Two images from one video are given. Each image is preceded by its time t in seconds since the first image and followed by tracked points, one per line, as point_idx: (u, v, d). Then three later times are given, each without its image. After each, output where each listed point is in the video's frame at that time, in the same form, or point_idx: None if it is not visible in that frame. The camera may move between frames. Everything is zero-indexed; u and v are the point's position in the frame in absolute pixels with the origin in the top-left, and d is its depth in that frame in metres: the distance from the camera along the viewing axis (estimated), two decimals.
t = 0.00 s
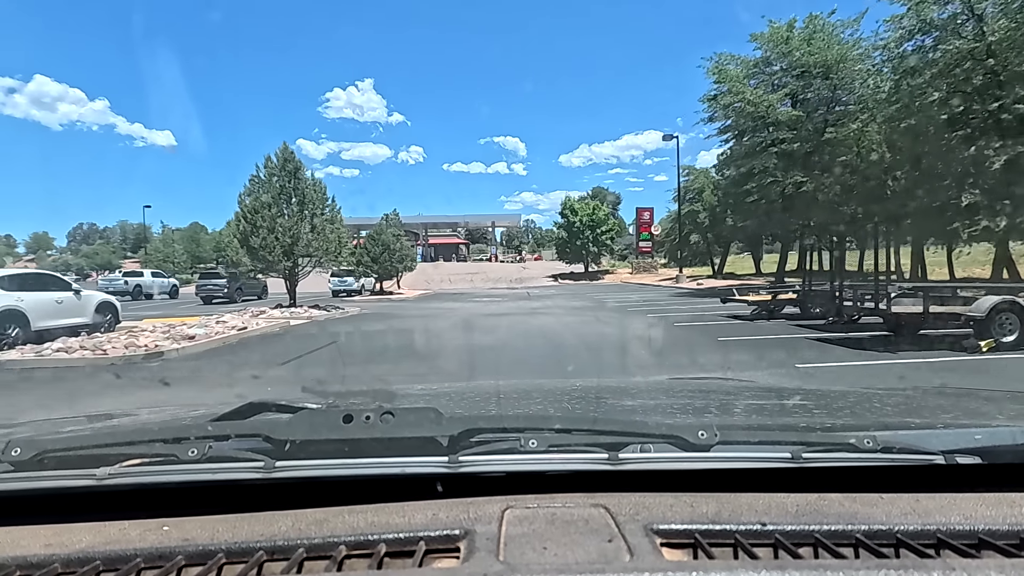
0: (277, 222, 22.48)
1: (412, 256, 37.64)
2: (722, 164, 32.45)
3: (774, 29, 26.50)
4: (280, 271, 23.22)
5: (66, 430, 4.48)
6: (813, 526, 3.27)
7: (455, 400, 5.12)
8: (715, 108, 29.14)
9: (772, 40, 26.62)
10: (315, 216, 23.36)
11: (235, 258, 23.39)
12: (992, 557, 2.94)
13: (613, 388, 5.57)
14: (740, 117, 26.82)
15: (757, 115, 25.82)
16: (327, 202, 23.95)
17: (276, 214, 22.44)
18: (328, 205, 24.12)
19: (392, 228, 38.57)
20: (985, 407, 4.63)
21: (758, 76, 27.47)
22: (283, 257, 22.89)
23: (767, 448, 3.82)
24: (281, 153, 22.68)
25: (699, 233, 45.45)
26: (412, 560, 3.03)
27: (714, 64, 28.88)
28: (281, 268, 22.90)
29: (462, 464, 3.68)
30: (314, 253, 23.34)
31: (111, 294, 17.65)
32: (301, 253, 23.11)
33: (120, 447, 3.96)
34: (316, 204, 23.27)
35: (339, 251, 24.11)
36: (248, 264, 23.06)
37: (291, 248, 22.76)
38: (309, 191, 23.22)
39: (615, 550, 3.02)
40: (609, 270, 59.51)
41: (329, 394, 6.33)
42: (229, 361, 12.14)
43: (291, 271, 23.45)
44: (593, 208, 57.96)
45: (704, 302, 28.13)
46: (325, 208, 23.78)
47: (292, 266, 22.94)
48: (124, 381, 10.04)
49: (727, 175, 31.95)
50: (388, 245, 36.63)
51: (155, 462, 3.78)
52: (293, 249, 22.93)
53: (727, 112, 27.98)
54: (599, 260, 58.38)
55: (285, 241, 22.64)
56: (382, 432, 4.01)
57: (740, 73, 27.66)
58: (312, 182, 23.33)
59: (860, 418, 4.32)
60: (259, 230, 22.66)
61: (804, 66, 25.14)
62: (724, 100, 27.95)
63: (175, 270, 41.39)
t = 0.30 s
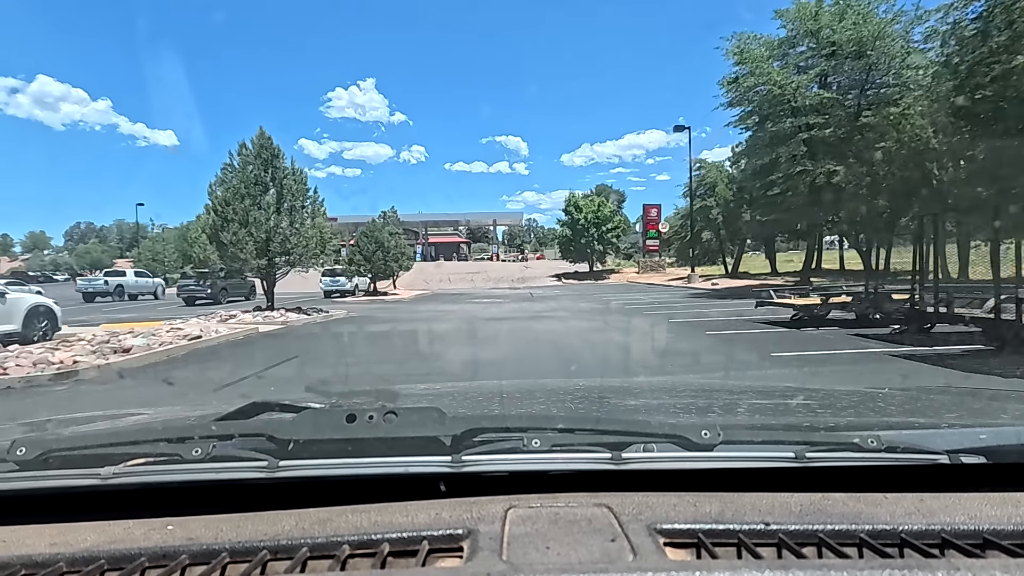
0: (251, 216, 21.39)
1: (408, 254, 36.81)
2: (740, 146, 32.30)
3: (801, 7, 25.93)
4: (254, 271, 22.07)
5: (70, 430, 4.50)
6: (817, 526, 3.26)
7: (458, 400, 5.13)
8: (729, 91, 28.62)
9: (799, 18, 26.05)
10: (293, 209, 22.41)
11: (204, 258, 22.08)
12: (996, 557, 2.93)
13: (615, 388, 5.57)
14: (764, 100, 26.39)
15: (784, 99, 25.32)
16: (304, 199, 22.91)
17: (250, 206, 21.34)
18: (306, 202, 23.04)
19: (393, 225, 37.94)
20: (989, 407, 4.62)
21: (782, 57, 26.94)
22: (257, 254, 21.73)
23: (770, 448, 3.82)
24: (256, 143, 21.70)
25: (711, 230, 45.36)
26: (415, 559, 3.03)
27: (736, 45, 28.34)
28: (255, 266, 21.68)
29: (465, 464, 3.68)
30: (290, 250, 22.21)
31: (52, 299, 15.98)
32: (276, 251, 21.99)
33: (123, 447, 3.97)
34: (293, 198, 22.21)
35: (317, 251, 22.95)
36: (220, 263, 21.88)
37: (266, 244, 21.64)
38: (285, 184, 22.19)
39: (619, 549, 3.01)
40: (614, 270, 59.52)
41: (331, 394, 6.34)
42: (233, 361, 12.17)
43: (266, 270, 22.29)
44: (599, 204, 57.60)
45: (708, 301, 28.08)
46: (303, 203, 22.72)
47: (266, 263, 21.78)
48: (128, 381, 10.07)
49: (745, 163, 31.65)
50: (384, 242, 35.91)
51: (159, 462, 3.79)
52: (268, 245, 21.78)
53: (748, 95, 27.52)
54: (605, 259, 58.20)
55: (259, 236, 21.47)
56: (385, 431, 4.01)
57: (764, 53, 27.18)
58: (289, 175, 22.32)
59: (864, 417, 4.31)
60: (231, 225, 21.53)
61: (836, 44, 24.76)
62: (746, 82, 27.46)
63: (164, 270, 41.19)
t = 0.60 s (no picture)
0: (216, 207, 19.71)
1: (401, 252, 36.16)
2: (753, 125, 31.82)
3: None
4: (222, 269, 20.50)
5: (73, 429, 4.50)
6: (819, 523, 3.26)
7: (461, 398, 5.14)
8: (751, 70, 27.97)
9: None
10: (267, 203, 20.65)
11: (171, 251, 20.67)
12: (998, 553, 2.93)
13: (618, 386, 5.58)
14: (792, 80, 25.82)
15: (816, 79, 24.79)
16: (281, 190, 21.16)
17: (214, 197, 19.69)
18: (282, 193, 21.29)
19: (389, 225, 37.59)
20: (991, 403, 4.62)
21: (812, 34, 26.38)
22: (224, 250, 20.10)
23: (772, 444, 3.82)
24: (223, 126, 20.07)
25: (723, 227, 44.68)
26: (418, 557, 3.04)
27: (761, 20, 27.59)
28: (223, 263, 20.07)
29: (467, 461, 3.68)
30: (260, 248, 20.46)
31: None
32: (245, 246, 20.31)
33: (127, 446, 3.98)
34: (267, 188, 20.50)
35: (294, 248, 21.15)
36: (186, 259, 20.39)
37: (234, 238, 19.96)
38: (257, 172, 20.52)
39: (621, 547, 3.01)
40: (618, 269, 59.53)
41: (334, 393, 6.36)
42: (236, 360, 12.19)
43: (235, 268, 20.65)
44: (604, 201, 57.53)
45: (711, 300, 28.08)
46: (279, 194, 20.97)
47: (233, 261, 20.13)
48: (130, 380, 10.08)
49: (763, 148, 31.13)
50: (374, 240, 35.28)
51: (162, 461, 3.80)
52: (235, 240, 20.11)
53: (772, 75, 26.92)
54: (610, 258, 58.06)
55: (225, 230, 19.82)
56: (386, 430, 4.02)
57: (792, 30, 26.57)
58: (261, 163, 20.64)
59: (866, 415, 4.31)
60: (195, 217, 19.98)
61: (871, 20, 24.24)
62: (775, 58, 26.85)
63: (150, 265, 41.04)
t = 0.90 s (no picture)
0: (169, 196, 16.99)
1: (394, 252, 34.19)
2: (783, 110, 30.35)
3: None
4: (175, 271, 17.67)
5: (76, 427, 4.52)
6: (821, 520, 3.26)
7: (463, 396, 5.15)
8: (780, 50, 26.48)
9: None
10: (230, 194, 17.87)
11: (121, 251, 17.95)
12: (1001, 550, 2.93)
13: (619, 383, 5.59)
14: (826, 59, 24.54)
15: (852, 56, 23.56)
16: (248, 178, 18.35)
17: (168, 183, 16.97)
18: (248, 182, 18.49)
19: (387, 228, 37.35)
20: (992, 400, 4.62)
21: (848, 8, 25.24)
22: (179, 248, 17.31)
23: (774, 441, 3.84)
24: (181, 104, 17.43)
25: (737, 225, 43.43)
26: (420, 554, 3.04)
27: None
28: (175, 262, 17.22)
29: (470, 459, 3.70)
30: (221, 246, 17.60)
31: None
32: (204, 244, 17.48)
33: (130, 443, 4.00)
34: (230, 175, 17.74)
35: (263, 245, 18.36)
36: (135, 258, 17.63)
37: (190, 233, 17.22)
38: (218, 157, 17.71)
39: (623, 544, 3.02)
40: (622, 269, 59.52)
41: (335, 391, 6.39)
42: (239, 358, 12.21)
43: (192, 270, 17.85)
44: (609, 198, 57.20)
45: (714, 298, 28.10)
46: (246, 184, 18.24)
47: (188, 260, 17.34)
48: (134, 378, 10.10)
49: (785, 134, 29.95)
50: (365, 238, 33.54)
51: (166, 458, 3.82)
52: (190, 236, 17.28)
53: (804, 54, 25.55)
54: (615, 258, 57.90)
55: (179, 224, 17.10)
56: (389, 427, 4.03)
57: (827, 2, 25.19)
58: (224, 146, 17.87)
59: (868, 411, 4.30)
60: (145, 209, 17.29)
61: None
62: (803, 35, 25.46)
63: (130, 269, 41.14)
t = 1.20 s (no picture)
0: (103, 185, 14.56)
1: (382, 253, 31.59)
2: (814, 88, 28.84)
3: None
4: (110, 271, 15.28)
5: (77, 421, 4.53)
6: (821, 520, 3.26)
7: (464, 393, 5.16)
8: (812, 23, 25.33)
9: None
10: (178, 180, 15.64)
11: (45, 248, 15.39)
12: (1001, 551, 2.93)
13: (620, 381, 5.58)
14: (864, 31, 23.54)
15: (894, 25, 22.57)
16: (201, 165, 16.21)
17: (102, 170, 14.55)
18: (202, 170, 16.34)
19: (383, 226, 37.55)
20: (993, 400, 4.61)
21: None
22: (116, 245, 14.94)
23: (774, 442, 3.84)
24: (127, 77, 15.25)
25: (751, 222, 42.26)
26: (420, 550, 3.05)
27: None
28: (110, 262, 14.94)
29: (471, 456, 3.71)
30: (167, 241, 15.37)
31: None
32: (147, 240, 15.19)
33: (131, 439, 4.01)
34: (181, 163, 15.63)
35: (216, 245, 16.17)
36: (61, 256, 15.14)
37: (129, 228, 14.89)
38: (168, 139, 15.57)
39: (623, 542, 3.02)
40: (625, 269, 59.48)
41: (335, 387, 6.40)
42: (241, 354, 12.21)
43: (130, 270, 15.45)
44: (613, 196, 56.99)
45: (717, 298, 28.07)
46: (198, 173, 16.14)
47: (127, 259, 15.00)
48: (136, 373, 10.09)
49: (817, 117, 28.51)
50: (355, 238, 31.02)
51: (167, 453, 3.83)
52: (127, 232, 14.94)
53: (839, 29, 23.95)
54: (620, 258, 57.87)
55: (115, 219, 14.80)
56: (390, 423, 4.04)
57: None
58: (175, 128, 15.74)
59: (869, 411, 4.30)
60: (73, 199, 14.74)
61: None
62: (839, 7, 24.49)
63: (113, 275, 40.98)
